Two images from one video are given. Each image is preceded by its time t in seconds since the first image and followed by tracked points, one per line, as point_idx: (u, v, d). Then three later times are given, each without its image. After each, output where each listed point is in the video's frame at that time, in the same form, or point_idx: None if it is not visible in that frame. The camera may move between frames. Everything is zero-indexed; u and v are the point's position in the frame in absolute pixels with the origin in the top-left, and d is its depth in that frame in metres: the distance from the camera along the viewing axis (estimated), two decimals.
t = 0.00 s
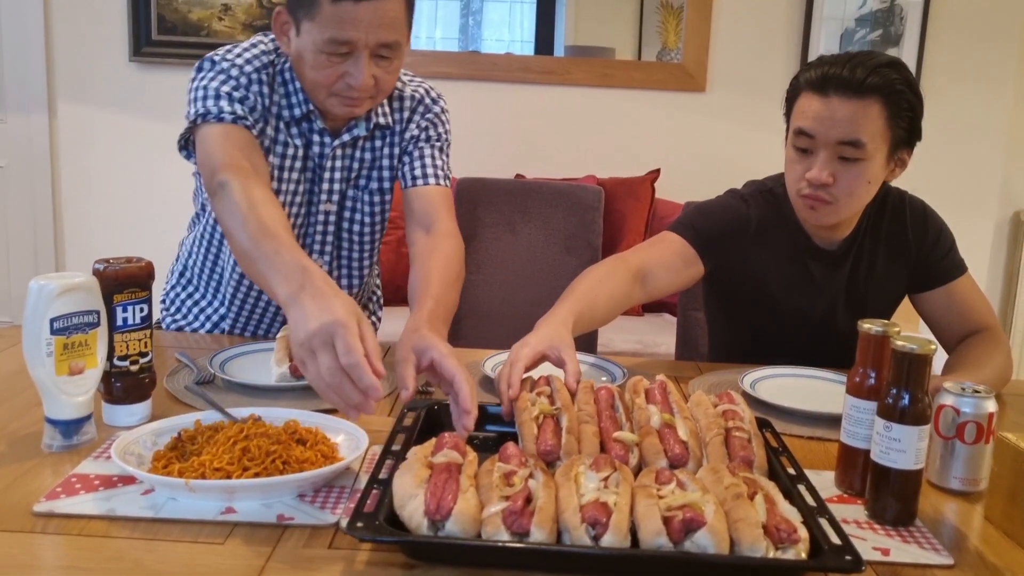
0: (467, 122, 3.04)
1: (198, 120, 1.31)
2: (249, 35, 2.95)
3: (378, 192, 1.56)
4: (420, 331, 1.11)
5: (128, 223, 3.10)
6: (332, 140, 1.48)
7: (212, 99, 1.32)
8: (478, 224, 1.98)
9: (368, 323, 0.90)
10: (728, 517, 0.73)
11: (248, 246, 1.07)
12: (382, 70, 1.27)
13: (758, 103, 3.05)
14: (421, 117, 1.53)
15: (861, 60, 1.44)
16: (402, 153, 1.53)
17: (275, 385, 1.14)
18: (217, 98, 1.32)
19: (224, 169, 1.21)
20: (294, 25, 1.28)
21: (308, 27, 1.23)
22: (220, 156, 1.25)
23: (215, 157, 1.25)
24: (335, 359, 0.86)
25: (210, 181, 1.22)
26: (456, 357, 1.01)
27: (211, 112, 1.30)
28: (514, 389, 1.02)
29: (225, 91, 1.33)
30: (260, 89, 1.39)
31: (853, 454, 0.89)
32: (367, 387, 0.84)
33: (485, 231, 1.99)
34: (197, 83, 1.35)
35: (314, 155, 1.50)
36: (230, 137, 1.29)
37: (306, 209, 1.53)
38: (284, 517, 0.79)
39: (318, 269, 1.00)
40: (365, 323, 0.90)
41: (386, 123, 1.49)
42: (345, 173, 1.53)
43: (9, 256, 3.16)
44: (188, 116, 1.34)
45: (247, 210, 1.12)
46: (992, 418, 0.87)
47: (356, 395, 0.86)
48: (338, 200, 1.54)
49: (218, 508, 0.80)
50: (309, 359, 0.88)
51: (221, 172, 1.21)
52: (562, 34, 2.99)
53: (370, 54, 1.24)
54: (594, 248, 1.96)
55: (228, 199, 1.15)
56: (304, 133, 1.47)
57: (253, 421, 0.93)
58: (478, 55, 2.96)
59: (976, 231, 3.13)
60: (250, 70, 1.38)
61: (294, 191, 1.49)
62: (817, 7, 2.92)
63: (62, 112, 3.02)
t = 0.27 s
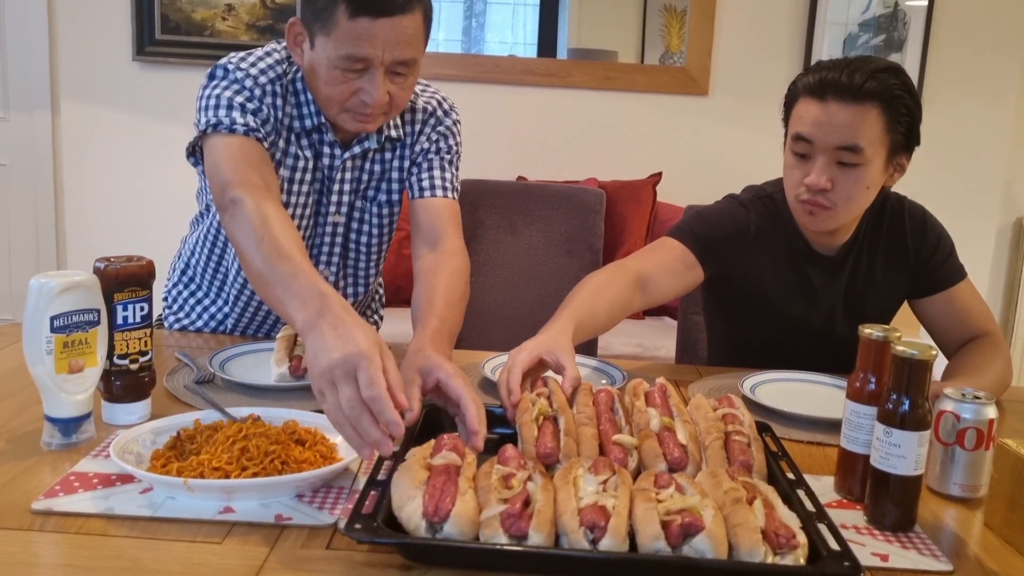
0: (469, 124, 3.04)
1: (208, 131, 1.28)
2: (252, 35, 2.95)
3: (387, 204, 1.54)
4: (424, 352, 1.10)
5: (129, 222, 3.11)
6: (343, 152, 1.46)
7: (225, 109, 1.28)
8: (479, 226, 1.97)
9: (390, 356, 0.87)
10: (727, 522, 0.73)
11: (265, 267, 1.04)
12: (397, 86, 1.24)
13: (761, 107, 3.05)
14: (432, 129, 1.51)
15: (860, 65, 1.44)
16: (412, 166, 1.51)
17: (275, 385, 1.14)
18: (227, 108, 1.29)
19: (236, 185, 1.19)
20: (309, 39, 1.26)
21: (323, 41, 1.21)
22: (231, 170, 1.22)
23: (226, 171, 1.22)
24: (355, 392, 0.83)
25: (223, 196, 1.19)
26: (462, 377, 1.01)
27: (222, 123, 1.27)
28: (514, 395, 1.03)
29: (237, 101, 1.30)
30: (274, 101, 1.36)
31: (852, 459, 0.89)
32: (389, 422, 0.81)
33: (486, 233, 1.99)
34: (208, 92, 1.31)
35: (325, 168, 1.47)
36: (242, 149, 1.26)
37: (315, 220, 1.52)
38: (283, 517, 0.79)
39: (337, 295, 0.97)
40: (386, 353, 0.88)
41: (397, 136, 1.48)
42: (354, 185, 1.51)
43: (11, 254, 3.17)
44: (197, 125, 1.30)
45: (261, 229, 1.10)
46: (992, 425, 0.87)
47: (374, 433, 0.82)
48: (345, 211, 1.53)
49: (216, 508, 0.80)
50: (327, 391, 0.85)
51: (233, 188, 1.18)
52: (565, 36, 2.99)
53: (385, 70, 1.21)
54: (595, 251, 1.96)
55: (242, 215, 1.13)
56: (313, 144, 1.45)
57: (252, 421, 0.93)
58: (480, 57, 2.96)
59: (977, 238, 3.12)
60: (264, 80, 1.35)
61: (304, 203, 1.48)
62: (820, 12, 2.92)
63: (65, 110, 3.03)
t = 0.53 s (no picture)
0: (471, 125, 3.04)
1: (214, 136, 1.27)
2: (255, 35, 2.95)
3: (392, 207, 1.54)
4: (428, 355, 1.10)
5: (130, 221, 3.11)
6: (350, 157, 1.46)
7: (233, 114, 1.27)
8: (480, 227, 1.98)
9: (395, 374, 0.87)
10: (727, 524, 0.73)
11: (270, 280, 1.02)
12: (407, 92, 1.23)
13: (763, 109, 3.05)
14: (439, 133, 1.51)
15: (862, 67, 1.44)
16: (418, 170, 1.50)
17: (275, 385, 1.14)
18: (234, 114, 1.28)
19: (242, 192, 1.17)
20: (317, 44, 1.24)
21: (332, 48, 1.19)
22: (236, 177, 1.20)
23: (231, 178, 1.20)
24: (359, 408, 0.82)
25: (228, 202, 1.17)
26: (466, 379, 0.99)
27: (230, 127, 1.26)
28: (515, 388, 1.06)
29: (245, 106, 1.29)
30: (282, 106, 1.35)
31: (853, 462, 0.89)
32: (391, 440, 0.80)
33: (488, 234, 1.99)
34: (216, 95, 1.31)
35: (332, 172, 1.47)
36: (247, 157, 1.25)
37: (321, 224, 1.52)
38: (282, 517, 0.79)
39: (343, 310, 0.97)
40: (391, 371, 0.88)
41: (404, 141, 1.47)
42: (360, 189, 1.51)
43: (13, 252, 3.17)
44: (204, 129, 1.29)
45: (266, 240, 1.08)
46: (993, 428, 0.86)
47: (375, 451, 0.80)
48: (352, 216, 1.53)
49: (216, 507, 0.80)
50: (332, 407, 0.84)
51: (240, 194, 1.16)
52: (567, 37, 2.99)
53: (395, 77, 1.20)
54: (596, 252, 1.96)
55: (248, 223, 1.11)
56: (320, 148, 1.44)
57: (252, 420, 0.93)
58: (483, 58, 2.96)
59: (980, 241, 3.12)
60: (273, 84, 1.35)
61: (310, 208, 1.48)
62: (823, 14, 2.92)
63: (67, 109, 3.03)
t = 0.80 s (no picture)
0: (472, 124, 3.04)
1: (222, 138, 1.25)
2: (256, 34, 2.95)
3: (397, 209, 1.53)
4: (431, 366, 1.09)
5: (131, 220, 3.11)
6: (356, 158, 1.45)
7: (240, 116, 1.26)
8: (481, 226, 1.98)
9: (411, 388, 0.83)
10: (727, 524, 0.73)
11: (281, 288, 0.99)
12: (413, 95, 1.23)
13: (765, 110, 3.05)
14: (445, 134, 1.50)
15: (867, 65, 1.43)
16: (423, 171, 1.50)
17: (275, 382, 1.14)
18: (241, 115, 1.27)
19: (251, 197, 1.15)
20: (323, 44, 1.23)
21: (339, 49, 1.19)
22: (244, 181, 1.19)
23: (239, 183, 1.18)
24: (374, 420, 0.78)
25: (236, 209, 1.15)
26: (470, 392, 0.99)
27: (236, 129, 1.25)
28: (515, 361, 1.08)
29: (253, 108, 1.28)
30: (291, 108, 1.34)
31: (854, 463, 0.89)
32: (405, 454, 0.75)
33: (489, 233, 1.99)
34: (222, 97, 1.30)
35: (338, 174, 1.46)
36: (253, 162, 1.23)
37: (326, 225, 1.51)
38: (282, 515, 0.79)
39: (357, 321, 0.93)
40: (407, 383, 0.84)
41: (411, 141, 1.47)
42: (366, 190, 1.50)
43: (13, 250, 3.17)
44: (210, 130, 1.28)
45: (277, 247, 1.04)
46: (995, 429, 0.86)
47: (387, 464, 0.75)
48: (357, 217, 1.52)
49: (216, 505, 0.80)
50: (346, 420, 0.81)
51: (248, 200, 1.14)
52: (569, 37, 2.99)
53: (402, 80, 1.20)
54: (597, 251, 1.96)
55: (257, 228, 1.08)
56: (326, 149, 1.43)
57: (253, 418, 0.93)
58: (485, 57, 2.96)
59: (981, 243, 3.12)
60: (281, 86, 1.33)
61: (316, 210, 1.47)
62: (824, 15, 2.92)
63: (69, 107, 3.03)
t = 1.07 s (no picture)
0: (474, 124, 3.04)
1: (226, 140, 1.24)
2: (259, 33, 2.95)
3: (400, 210, 1.54)
4: (433, 365, 1.10)
5: (132, 218, 3.11)
6: (360, 160, 1.45)
7: (245, 117, 1.25)
8: (482, 226, 1.98)
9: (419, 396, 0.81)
10: (727, 525, 0.73)
11: (286, 292, 0.95)
12: (417, 98, 1.23)
13: (767, 111, 3.05)
14: (449, 136, 1.50)
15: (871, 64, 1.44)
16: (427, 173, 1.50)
17: (276, 381, 1.14)
18: (247, 117, 1.25)
19: (257, 200, 1.12)
20: (327, 46, 1.23)
21: (343, 51, 1.19)
22: (249, 186, 1.16)
23: (245, 186, 1.16)
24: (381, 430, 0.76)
25: (241, 211, 1.12)
26: (470, 391, 0.99)
27: (242, 132, 1.23)
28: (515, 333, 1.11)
29: (258, 110, 1.27)
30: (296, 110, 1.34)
31: (854, 464, 0.89)
32: (413, 463, 0.74)
33: (489, 232, 1.99)
34: (227, 98, 1.28)
35: (342, 176, 1.46)
36: (257, 167, 1.21)
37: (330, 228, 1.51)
38: (283, 514, 0.79)
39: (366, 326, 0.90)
40: (414, 392, 0.82)
41: (416, 143, 1.47)
42: (369, 191, 1.51)
43: (15, 249, 3.18)
44: (214, 132, 1.27)
45: (283, 251, 1.01)
46: (995, 431, 0.86)
47: (396, 474, 0.74)
48: (361, 217, 1.52)
49: (216, 504, 0.80)
50: (354, 428, 0.79)
51: (253, 203, 1.11)
52: (572, 37, 2.99)
53: (405, 82, 1.20)
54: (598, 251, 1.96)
55: (263, 230, 1.05)
56: (331, 150, 1.43)
57: (253, 418, 0.93)
58: (487, 57, 2.96)
59: (982, 245, 3.12)
60: (287, 88, 1.32)
61: (320, 212, 1.47)
62: (827, 16, 2.92)
63: (71, 106, 3.03)
